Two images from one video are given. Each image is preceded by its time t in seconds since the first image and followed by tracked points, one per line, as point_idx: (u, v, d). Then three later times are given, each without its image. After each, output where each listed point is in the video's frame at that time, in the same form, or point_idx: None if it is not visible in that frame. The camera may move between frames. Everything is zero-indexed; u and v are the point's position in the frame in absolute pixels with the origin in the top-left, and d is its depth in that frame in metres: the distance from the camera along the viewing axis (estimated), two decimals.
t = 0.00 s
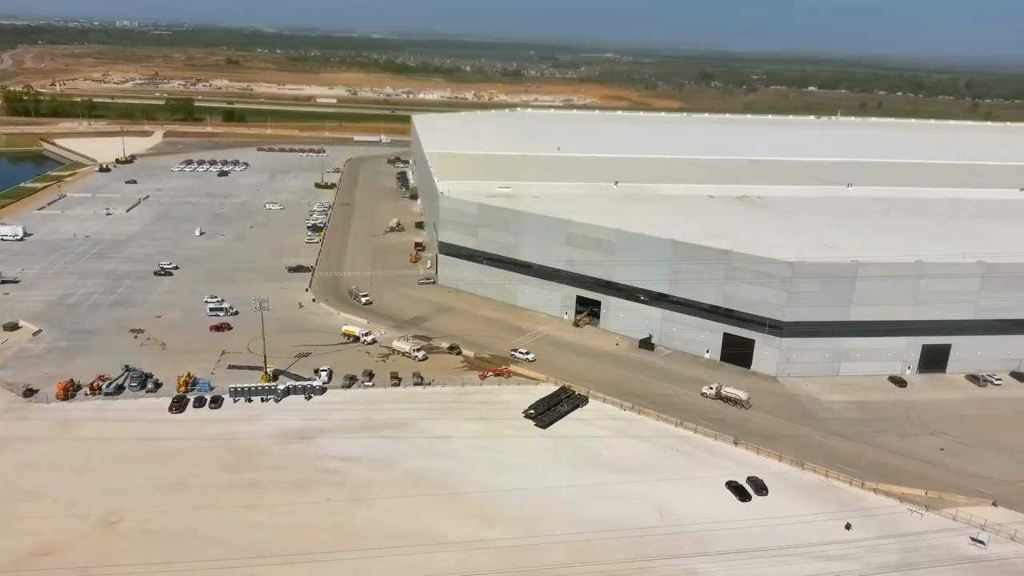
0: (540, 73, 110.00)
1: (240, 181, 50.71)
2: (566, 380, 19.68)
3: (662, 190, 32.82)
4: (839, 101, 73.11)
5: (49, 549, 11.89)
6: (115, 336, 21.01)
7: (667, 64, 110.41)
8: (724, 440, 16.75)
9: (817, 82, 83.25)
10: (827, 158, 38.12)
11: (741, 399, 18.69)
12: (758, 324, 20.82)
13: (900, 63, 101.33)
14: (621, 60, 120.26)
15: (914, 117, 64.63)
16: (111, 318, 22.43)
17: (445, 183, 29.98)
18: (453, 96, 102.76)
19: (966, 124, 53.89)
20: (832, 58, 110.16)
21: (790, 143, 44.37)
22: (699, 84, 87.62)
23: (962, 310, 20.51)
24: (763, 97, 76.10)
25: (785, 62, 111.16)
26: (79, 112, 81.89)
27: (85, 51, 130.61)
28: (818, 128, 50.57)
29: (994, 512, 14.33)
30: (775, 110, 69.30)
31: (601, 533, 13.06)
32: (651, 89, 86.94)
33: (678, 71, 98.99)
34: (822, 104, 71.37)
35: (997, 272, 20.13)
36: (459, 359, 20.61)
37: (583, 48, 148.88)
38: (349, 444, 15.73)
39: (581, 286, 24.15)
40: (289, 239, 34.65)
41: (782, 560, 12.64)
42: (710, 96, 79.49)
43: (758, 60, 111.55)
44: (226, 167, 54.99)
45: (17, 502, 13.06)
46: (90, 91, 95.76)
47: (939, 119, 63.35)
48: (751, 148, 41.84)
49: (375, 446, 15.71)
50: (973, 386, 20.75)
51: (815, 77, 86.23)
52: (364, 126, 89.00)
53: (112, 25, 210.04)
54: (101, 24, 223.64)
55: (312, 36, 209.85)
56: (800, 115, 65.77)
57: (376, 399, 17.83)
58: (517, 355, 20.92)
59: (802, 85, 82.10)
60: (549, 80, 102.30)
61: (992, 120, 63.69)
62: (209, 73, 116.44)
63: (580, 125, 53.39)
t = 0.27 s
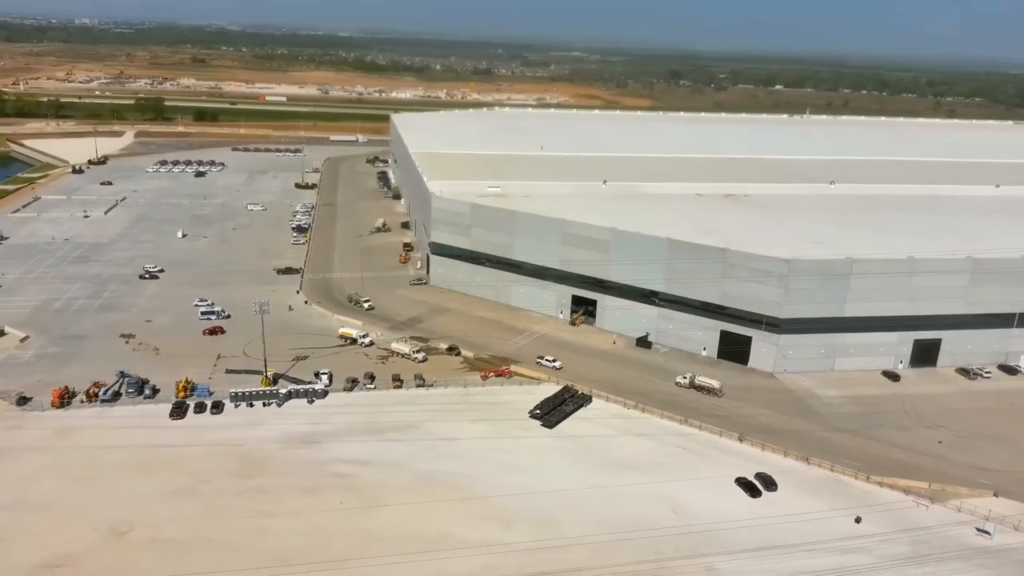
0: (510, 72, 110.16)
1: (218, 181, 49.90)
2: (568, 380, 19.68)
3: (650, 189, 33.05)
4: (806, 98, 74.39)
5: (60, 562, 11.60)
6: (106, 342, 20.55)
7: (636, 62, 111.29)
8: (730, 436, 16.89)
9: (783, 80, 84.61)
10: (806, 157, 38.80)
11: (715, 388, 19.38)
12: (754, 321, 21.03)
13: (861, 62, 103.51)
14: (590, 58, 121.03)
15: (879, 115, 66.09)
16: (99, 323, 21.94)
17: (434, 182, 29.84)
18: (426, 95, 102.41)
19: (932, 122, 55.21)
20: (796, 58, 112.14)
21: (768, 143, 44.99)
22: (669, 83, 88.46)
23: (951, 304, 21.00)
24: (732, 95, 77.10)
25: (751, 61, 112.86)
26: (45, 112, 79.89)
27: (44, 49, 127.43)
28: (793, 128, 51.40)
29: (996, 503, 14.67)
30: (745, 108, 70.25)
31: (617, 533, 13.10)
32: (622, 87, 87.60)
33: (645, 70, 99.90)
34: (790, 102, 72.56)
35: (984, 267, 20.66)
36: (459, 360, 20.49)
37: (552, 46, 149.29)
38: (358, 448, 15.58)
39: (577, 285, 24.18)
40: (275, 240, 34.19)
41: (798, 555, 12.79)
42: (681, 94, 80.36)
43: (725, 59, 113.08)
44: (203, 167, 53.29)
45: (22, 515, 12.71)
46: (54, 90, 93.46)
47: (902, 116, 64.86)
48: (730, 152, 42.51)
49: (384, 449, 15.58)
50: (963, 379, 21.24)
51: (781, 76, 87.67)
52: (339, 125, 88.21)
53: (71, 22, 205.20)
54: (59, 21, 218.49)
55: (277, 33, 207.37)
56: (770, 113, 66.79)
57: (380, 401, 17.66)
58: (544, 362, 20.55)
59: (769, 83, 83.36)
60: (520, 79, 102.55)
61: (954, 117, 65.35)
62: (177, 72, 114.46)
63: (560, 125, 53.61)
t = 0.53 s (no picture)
0: (482, 71, 110.06)
1: (198, 182, 49.14)
2: (569, 380, 19.69)
3: (638, 188, 33.24)
4: (777, 97, 75.42)
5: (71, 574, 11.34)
6: (98, 347, 20.12)
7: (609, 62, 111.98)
8: (734, 433, 17.01)
9: (754, 79, 85.74)
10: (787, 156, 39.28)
11: (690, 377, 19.92)
12: (752, 319, 21.21)
13: (828, 61, 105.28)
14: (563, 57, 121.53)
15: (849, 114, 67.25)
16: (89, 328, 21.48)
17: (425, 183, 29.71)
18: (402, 94, 101.92)
19: (903, 122, 56.30)
20: (765, 57, 113.75)
21: (748, 143, 45.50)
22: (642, 82, 89.06)
23: (942, 300, 21.49)
24: (706, 94, 77.88)
25: (720, 60, 114.20)
26: (13, 111, 78.02)
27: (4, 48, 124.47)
28: (770, 128, 52.06)
29: (999, 494, 14.96)
30: (719, 107, 70.97)
31: (634, 531, 13.13)
32: (595, 86, 88.06)
33: (618, 69, 100.52)
34: (762, 100, 73.49)
35: (973, 263, 21.18)
36: (460, 361, 20.38)
37: (523, 45, 149.45)
38: (366, 451, 15.44)
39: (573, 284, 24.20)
40: (261, 241, 33.74)
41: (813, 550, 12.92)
42: (655, 92, 81.01)
43: (696, 58, 114.25)
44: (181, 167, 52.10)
45: (27, 526, 12.41)
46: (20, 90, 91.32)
47: (872, 115, 66.07)
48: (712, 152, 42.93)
49: (393, 452, 15.44)
50: (954, 373, 21.65)
51: (752, 75, 88.78)
52: (316, 125, 87.37)
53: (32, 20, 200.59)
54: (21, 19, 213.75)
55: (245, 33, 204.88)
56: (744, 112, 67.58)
57: (385, 403, 17.51)
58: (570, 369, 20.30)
59: (740, 82, 84.38)
60: (494, 78, 102.60)
61: (922, 115, 66.72)
62: (146, 71, 112.50)
63: (542, 125, 53.71)
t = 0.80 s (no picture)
0: (455, 70, 109.86)
1: (177, 182, 48.31)
2: (573, 380, 19.71)
3: (626, 186, 33.40)
4: (749, 95, 76.32)
5: None
6: (93, 353, 19.70)
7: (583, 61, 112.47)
8: (740, 430, 17.19)
9: (725, 77, 86.71)
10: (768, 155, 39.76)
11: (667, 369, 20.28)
12: (750, 316, 21.42)
13: (796, 60, 106.87)
14: (535, 55, 121.70)
15: (820, 112, 68.33)
16: (81, 333, 21.02)
17: (416, 183, 29.56)
18: (376, 93, 101.34)
19: (875, 121, 57.38)
20: (735, 56, 115.15)
21: (729, 142, 45.99)
22: (615, 80, 89.52)
23: (934, 295, 21.90)
24: (679, 92, 78.52)
25: (691, 59, 115.33)
26: None
27: None
28: (747, 127, 52.71)
29: (1001, 486, 15.30)
30: (693, 106, 71.56)
31: (652, 529, 13.22)
32: (569, 85, 88.32)
33: (590, 67, 100.90)
34: (735, 99, 74.29)
35: (964, 258, 21.62)
36: (461, 362, 20.31)
37: (494, 44, 149.32)
38: (377, 454, 15.33)
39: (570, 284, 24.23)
40: (248, 243, 33.29)
41: (829, 542, 13.11)
42: (630, 91, 81.55)
43: (668, 57, 115.23)
44: (159, 168, 51.07)
45: (39, 539, 12.13)
46: None
47: (842, 113, 67.19)
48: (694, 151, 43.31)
49: (404, 455, 15.35)
50: (946, 367, 22.09)
51: (723, 74, 89.74)
52: (292, 124, 86.46)
53: None
54: None
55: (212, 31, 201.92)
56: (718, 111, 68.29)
57: (391, 406, 17.39)
58: (602, 376, 19.95)
59: (712, 80, 85.21)
60: (468, 77, 102.42)
61: (890, 113, 68.00)
62: (114, 70, 110.34)
63: (524, 124, 53.76)
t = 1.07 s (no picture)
0: (428, 68, 109.39)
1: (156, 183, 47.45)
2: (577, 379, 19.73)
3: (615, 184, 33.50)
4: (722, 94, 77.04)
5: None
6: (88, 358, 19.30)
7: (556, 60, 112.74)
8: (747, 427, 17.34)
9: (697, 75, 87.38)
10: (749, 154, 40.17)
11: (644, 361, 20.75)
12: (749, 314, 21.63)
13: (766, 59, 108.11)
14: (506, 54, 121.64)
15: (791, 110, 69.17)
16: (73, 338, 20.56)
17: (408, 182, 29.36)
18: (351, 92, 100.54)
19: (848, 121, 58.28)
20: (707, 55, 116.20)
21: (710, 144, 46.43)
22: (589, 78, 89.79)
23: (927, 291, 22.29)
24: (654, 90, 78.97)
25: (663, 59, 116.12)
26: None
27: None
28: (726, 128, 53.24)
29: (1004, 477, 15.64)
30: (668, 105, 71.99)
31: (670, 527, 13.31)
32: (544, 83, 88.39)
33: (564, 65, 101.04)
34: (709, 97, 74.87)
35: (956, 254, 22.02)
36: (464, 363, 20.23)
37: (466, 42, 148.96)
38: (389, 457, 15.21)
39: (568, 283, 24.24)
40: (236, 244, 32.82)
41: (843, 536, 13.30)
42: (605, 89, 81.85)
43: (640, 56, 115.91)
44: (137, 168, 50.14)
45: (51, 551, 11.86)
46: None
47: (814, 111, 68.11)
48: (677, 151, 43.60)
49: (417, 457, 15.25)
50: (940, 362, 22.52)
51: (694, 72, 90.39)
52: (269, 124, 85.45)
53: None
54: None
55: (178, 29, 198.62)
56: (693, 109, 68.81)
57: (399, 408, 17.27)
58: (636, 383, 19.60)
59: (685, 78, 85.81)
60: (442, 75, 102.04)
61: (860, 111, 69.08)
62: (81, 69, 108.11)
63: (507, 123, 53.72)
